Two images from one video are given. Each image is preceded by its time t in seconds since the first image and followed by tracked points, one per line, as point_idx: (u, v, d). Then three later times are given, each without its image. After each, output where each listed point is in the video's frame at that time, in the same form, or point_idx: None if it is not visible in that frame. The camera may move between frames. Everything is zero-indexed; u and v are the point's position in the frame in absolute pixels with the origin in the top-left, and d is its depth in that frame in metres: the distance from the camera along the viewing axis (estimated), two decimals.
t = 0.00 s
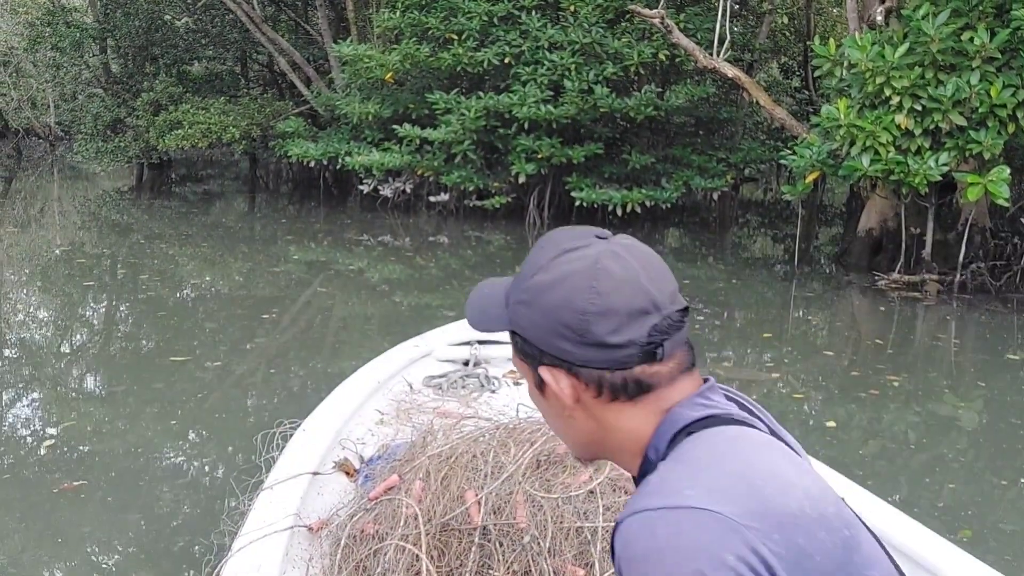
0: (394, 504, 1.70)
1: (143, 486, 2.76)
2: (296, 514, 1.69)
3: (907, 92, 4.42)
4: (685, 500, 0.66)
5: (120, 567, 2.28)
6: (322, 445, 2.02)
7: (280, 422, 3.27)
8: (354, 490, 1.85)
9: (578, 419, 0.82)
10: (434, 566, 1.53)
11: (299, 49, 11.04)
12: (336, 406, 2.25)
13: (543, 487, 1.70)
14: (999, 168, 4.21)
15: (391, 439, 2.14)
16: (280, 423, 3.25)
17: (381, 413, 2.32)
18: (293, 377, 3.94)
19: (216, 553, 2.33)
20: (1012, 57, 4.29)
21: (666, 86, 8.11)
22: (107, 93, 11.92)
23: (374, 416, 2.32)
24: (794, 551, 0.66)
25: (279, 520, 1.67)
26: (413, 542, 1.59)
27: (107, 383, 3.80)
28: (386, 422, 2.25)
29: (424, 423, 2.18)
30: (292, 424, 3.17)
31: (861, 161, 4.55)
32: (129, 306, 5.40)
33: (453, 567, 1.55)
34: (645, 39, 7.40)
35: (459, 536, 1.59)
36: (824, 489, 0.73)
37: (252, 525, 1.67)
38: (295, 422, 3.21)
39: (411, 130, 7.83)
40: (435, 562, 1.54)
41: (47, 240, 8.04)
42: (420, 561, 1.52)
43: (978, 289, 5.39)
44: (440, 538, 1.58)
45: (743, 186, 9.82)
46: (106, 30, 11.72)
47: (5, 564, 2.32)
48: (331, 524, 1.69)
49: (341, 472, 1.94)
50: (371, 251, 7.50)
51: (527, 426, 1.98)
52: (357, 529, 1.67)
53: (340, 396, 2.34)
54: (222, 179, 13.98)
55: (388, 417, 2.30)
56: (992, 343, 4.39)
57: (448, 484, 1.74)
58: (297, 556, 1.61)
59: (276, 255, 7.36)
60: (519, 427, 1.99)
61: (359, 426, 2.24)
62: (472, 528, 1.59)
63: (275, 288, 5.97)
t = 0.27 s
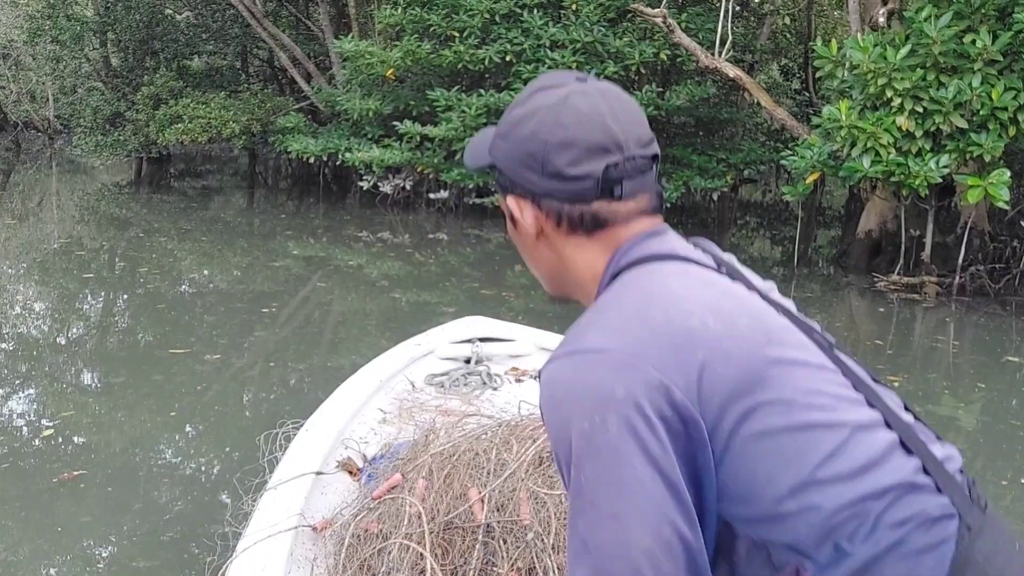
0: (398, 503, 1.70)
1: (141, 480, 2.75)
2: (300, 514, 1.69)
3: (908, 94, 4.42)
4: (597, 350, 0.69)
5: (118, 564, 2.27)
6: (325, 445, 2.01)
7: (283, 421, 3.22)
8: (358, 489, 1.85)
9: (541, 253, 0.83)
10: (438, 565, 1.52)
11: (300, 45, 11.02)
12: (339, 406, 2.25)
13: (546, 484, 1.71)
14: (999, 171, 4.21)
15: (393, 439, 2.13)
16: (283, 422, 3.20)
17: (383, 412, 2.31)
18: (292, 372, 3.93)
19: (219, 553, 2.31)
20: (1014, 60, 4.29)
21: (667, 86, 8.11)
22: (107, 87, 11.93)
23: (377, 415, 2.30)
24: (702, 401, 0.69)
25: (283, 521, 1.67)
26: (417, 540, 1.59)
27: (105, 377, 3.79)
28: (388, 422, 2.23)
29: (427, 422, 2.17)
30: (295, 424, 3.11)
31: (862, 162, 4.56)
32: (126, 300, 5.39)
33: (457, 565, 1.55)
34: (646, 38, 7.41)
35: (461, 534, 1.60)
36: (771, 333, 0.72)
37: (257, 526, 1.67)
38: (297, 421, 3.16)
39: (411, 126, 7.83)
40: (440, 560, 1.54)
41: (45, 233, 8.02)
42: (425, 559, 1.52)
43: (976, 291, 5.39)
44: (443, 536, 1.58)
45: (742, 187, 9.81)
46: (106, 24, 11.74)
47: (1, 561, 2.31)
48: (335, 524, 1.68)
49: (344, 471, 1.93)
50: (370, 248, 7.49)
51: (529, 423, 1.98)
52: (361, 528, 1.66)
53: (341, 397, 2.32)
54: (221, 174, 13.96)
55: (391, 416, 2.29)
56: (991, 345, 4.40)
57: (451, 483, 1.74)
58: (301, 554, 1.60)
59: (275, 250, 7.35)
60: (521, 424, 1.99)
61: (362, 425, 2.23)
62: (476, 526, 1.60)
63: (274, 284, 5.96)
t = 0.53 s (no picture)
0: (394, 503, 1.70)
1: (140, 478, 2.76)
2: (297, 512, 1.69)
3: (908, 97, 4.42)
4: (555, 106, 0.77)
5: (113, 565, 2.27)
6: (322, 443, 2.01)
7: (280, 419, 3.23)
8: (354, 487, 1.85)
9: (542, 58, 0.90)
10: (434, 565, 1.53)
11: (302, 44, 11.01)
12: (337, 404, 2.25)
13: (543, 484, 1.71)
14: (999, 175, 4.21)
15: (390, 438, 2.13)
16: (280, 419, 3.21)
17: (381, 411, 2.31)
18: (291, 372, 3.93)
19: (214, 550, 2.31)
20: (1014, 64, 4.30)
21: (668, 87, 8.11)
22: (108, 85, 11.95)
23: (374, 414, 2.30)
24: (611, 149, 0.74)
25: (280, 518, 1.67)
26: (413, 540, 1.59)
27: (104, 375, 3.79)
28: (385, 420, 2.23)
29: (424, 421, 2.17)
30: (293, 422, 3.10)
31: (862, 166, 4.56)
32: (126, 298, 5.40)
33: (453, 565, 1.56)
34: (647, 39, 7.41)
35: (457, 534, 1.61)
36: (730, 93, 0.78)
37: (253, 523, 1.67)
38: (295, 420, 3.17)
39: (412, 126, 7.83)
40: (436, 560, 1.55)
41: (45, 231, 8.03)
42: (420, 559, 1.53)
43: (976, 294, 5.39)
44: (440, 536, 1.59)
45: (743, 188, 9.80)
46: (108, 22, 11.76)
47: None
48: (331, 521, 1.68)
49: (341, 469, 1.93)
50: (370, 248, 7.49)
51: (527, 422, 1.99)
52: (358, 526, 1.67)
53: (338, 396, 2.32)
54: (222, 173, 13.96)
55: (389, 415, 2.29)
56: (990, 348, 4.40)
57: (448, 482, 1.75)
58: (297, 552, 1.61)
59: (275, 250, 7.36)
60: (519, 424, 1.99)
61: (360, 424, 2.23)
62: (473, 526, 1.61)
63: (274, 283, 5.96)
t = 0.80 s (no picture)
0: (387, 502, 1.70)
1: (138, 480, 2.77)
2: (290, 508, 1.70)
3: (907, 99, 4.43)
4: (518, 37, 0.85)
5: (107, 567, 2.28)
6: (316, 440, 2.02)
7: (275, 417, 3.25)
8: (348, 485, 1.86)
9: None
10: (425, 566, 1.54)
11: (303, 46, 11.03)
12: (332, 400, 2.25)
13: (537, 488, 1.71)
14: (997, 176, 4.21)
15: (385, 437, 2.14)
16: (276, 418, 3.23)
17: (377, 410, 2.31)
18: (289, 374, 3.93)
19: (208, 547, 2.33)
20: (1012, 65, 4.30)
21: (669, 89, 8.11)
22: (110, 88, 11.98)
23: (370, 413, 2.31)
24: (568, 35, 0.85)
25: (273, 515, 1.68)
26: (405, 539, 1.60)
27: (104, 377, 3.80)
28: (380, 419, 2.24)
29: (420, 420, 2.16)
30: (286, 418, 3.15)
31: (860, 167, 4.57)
32: (128, 300, 5.42)
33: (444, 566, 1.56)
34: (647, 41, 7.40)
35: (449, 534, 1.59)
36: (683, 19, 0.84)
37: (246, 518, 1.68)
38: (289, 415, 3.19)
39: (413, 128, 7.84)
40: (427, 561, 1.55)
41: (48, 233, 8.06)
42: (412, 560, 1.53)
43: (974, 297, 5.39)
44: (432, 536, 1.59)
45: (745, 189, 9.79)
46: (111, 25, 11.79)
47: None
48: (324, 519, 1.70)
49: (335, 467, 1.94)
50: (371, 250, 7.51)
51: (521, 424, 1.98)
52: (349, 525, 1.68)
53: (334, 392, 2.32)
54: (225, 175, 13.98)
55: (384, 414, 2.29)
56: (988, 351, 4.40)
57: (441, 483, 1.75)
58: (290, 550, 1.62)
59: (276, 252, 7.38)
60: (514, 426, 1.98)
61: (355, 423, 2.24)
62: (465, 527, 1.59)
63: (275, 285, 5.98)
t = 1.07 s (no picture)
0: (383, 504, 1.72)
1: (137, 481, 2.79)
2: (285, 508, 1.66)
3: (905, 100, 4.43)
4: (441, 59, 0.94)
5: (106, 568, 2.30)
6: (314, 441, 2.00)
7: (274, 417, 3.26)
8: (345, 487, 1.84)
9: None
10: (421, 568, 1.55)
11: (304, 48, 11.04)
12: (330, 400, 2.23)
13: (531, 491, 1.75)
14: (995, 177, 4.21)
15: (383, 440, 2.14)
16: (274, 418, 3.24)
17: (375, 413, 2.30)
18: (289, 377, 3.94)
19: (203, 545, 2.34)
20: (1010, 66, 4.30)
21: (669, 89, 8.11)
22: (112, 90, 12.01)
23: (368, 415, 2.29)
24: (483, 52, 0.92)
25: (268, 514, 1.64)
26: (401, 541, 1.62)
27: (104, 378, 3.82)
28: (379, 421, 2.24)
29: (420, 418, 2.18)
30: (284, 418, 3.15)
31: (859, 168, 4.58)
32: (128, 302, 5.44)
33: (439, 567, 1.59)
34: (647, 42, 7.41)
35: (447, 536, 1.63)
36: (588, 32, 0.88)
37: (240, 519, 1.64)
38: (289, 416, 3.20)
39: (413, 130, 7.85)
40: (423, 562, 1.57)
41: (50, 235, 8.08)
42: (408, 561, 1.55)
43: (972, 297, 5.40)
44: (429, 538, 1.61)
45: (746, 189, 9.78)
46: (112, 27, 11.82)
47: None
48: (319, 520, 1.67)
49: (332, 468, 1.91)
50: (371, 251, 7.52)
51: (519, 426, 2.00)
52: (345, 527, 1.68)
53: (330, 393, 2.29)
54: (226, 176, 13.99)
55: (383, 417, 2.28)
56: (986, 351, 4.41)
57: (438, 485, 1.77)
58: (285, 550, 1.59)
59: (276, 253, 7.40)
60: (510, 429, 2.00)
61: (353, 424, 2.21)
62: (461, 529, 1.63)
63: (275, 286, 5.99)
